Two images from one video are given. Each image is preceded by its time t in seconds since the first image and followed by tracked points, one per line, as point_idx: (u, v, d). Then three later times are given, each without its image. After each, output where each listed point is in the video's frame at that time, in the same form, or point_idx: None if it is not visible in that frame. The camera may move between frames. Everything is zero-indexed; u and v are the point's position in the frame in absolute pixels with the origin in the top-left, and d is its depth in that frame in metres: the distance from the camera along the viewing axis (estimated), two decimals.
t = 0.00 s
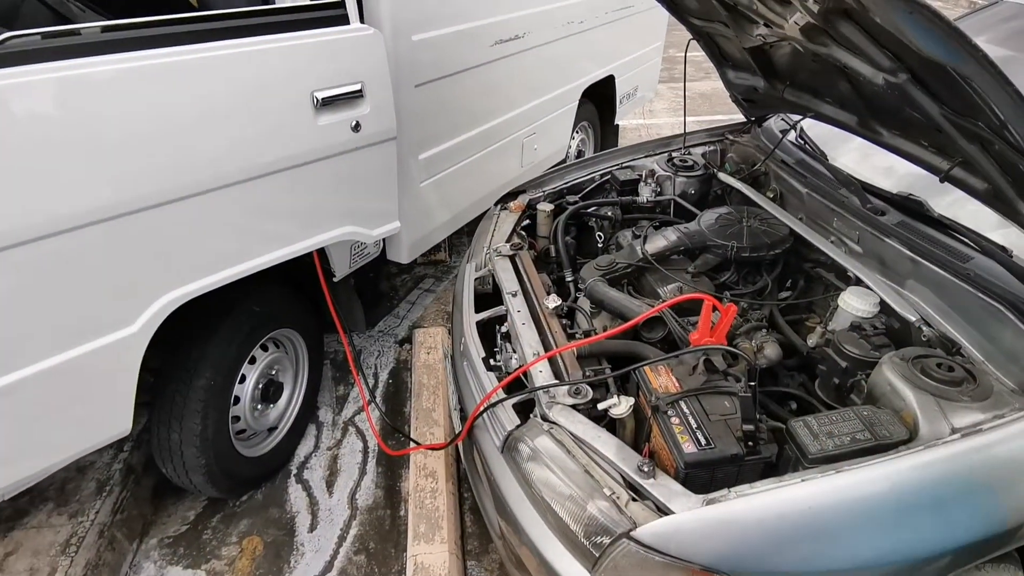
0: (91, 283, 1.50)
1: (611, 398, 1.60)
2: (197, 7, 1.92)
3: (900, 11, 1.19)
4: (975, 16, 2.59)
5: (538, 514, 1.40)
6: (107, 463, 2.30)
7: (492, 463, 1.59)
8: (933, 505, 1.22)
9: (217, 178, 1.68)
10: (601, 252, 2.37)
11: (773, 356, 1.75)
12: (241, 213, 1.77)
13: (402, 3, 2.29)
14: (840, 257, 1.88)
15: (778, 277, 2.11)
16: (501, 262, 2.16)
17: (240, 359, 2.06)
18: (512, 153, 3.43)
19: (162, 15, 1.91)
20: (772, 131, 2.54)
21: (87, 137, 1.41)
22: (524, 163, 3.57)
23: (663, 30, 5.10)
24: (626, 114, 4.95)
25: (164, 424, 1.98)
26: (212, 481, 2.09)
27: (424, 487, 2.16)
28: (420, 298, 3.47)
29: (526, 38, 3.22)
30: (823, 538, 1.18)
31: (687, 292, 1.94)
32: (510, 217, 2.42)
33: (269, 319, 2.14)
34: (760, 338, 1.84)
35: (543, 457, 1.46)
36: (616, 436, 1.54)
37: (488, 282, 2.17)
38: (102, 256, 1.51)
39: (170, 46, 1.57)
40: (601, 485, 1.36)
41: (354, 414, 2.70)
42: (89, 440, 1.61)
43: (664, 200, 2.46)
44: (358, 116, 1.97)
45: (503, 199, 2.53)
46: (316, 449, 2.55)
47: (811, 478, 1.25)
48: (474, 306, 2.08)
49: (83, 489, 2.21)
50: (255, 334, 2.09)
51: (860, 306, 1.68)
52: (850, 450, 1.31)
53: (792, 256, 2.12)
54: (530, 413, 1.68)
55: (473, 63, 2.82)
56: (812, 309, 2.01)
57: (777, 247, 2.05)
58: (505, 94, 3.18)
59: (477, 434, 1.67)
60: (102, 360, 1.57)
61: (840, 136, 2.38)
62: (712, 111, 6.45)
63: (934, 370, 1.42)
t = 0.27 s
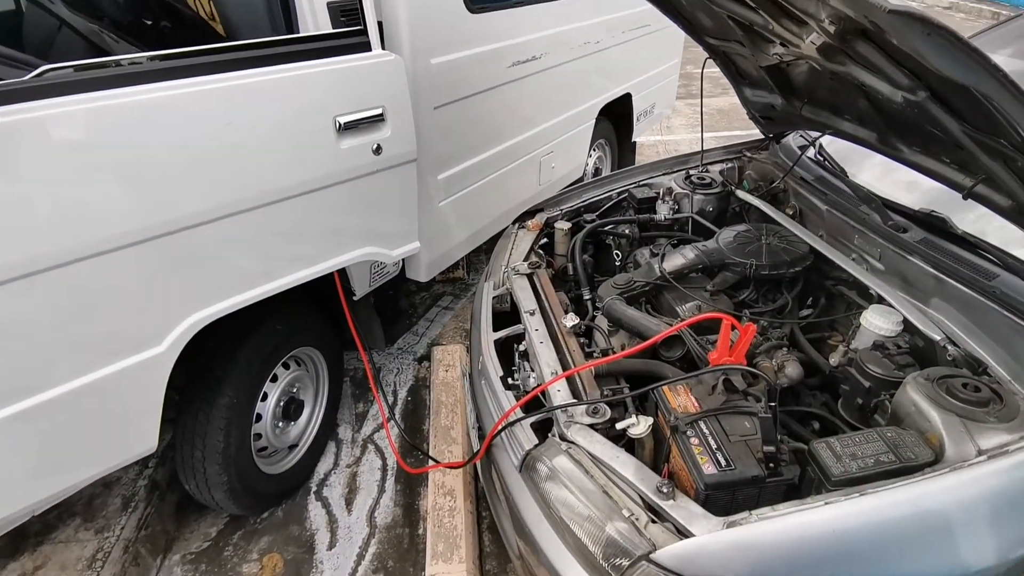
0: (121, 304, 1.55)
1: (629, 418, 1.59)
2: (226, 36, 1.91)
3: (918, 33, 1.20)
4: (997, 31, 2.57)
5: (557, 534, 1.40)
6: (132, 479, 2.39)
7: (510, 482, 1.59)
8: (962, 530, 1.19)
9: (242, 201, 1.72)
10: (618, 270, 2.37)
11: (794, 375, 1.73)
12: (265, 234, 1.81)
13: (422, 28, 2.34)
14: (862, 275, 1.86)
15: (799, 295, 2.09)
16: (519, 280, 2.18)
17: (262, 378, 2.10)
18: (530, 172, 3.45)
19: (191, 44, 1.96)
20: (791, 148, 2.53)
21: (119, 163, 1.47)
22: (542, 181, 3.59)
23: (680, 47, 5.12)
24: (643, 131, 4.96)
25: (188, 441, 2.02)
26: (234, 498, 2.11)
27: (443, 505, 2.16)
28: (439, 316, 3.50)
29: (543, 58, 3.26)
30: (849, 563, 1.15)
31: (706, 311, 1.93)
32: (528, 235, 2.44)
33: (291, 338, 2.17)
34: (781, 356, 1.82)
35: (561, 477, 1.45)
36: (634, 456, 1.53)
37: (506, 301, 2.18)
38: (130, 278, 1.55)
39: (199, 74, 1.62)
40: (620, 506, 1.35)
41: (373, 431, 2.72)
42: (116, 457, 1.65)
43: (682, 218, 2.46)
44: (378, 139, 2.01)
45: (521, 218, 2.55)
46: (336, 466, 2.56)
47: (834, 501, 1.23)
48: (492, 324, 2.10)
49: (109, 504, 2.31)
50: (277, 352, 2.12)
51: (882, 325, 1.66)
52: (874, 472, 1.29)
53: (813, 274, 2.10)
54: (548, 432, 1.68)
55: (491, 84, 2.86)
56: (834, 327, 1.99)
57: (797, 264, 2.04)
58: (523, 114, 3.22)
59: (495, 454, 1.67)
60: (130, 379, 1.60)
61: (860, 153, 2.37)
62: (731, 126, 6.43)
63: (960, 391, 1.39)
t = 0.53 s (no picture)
0: (134, 323, 1.57)
1: (639, 436, 1.58)
2: (242, 61, 1.96)
3: (921, 51, 1.21)
4: (1002, 48, 2.58)
5: (567, 554, 1.39)
6: (142, 497, 2.39)
7: (520, 501, 1.58)
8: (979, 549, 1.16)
9: (255, 220, 1.74)
10: (626, 288, 2.38)
11: (805, 393, 1.72)
12: (276, 254, 1.83)
13: (431, 51, 2.38)
14: (871, 291, 1.86)
15: (808, 312, 2.08)
16: (527, 298, 2.19)
17: (271, 396, 2.11)
18: (538, 190, 3.48)
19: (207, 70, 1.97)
20: (797, 165, 2.54)
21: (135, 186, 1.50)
22: (549, 200, 3.61)
23: (685, 67, 5.16)
24: (650, 150, 4.99)
25: (198, 460, 2.02)
26: (243, 517, 2.11)
27: (451, 525, 2.15)
28: (447, 334, 3.50)
29: (550, 79, 3.30)
30: None
31: (714, 328, 1.93)
32: (536, 253, 2.45)
33: (300, 356, 2.18)
34: (791, 374, 1.81)
35: (570, 495, 1.45)
36: (644, 475, 1.52)
37: (515, 318, 2.19)
38: (142, 298, 1.57)
39: (213, 99, 1.65)
40: (630, 526, 1.34)
41: (382, 449, 2.71)
42: (127, 476, 1.65)
43: (689, 235, 2.47)
44: (388, 159, 2.04)
45: (529, 236, 2.56)
46: (344, 485, 2.56)
47: (848, 521, 1.22)
48: (501, 342, 2.10)
49: (119, 524, 2.31)
50: (287, 371, 2.13)
51: (893, 341, 1.65)
52: (888, 491, 1.27)
53: (822, 291, 2.09)
54: (557, 451, 1.67)
55: (499, 104, 2.90)
56: (845, 345, 1.98)
57: (806, 281, 2.03)
58: (530, 134, 3.25)
59: (504, 472, 1.66)
60: (141, 398, 1.61)
61: (868, 170, 2.37)
62: (737, 144, 6.46)
63: (973, 409, 1.38)
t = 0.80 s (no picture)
0: (145, 339, 1.58)
1: (646, 452, 1.58)
2: (253, 80, 2.00)
3: (924, 70, 1.21)
4: (1006, 63, 2.59)
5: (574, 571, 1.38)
6: (150, 512, 2.43)
7: (527, 517, 1.58)
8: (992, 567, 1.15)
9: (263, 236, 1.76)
10: (633, 303, 2.38)
11: (813, 408, 1.72)
12: (285, 270, 1.85)
13: (439, 69, 2.42)
14: (878, 306, 1.85)
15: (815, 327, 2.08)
16: (534, 313, 2.19)
17: (279, 411, 2.12)
18: (544, 205, 3.50)
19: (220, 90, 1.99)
20: (803, 180, 2.54)
21: (147, 204, 1.52)
22: (556, 215, 3.63)
23: (690, 82, 5.20)
24: (656, 164, 5.01)
25: (206, 474, 2.03)
26: (250, 532, 2.11)
27: (458, 541, 2.15)
28: (454, 349, 3.51)
29: (556, 95, 3.33)
30: None
31: (721, 343, 1.93)
32: (543, 268, 2.47)
33: (308, 372, 2.19)
34: (799, 389, 1.81)
35: (577, 511, 1.44)
36: (651, 491, 1.52)
37: (521, 333, 2.20)
38: (153, 314, 1.59)
39: (224, 118, 1.68)
40: (637, 542, 1.34)
41: (388, 464, 2.71)
42: (136, 491, 1.66)
43: (695, 250, 2.47)
44: (396, 176, 2.06)
45: (535, 252, 2.58)
46: (350, 500, 2.56)
47: (857, 538, 1.21)
48: (507, 357, 2.11)
49: (127, 539, 2.34)
50: (295, 386, 2.15)
51: (901, 356, 1.65)
52: (897, 508, 1.26)
53: (829, 305, 2.09)
54: (564, 466, 1.67)
55: (506, 120, 2.93)
56: (852, 359, 1.97)
57: (813, 296, 2.03)
58: (536, 149, 3.28)
59: (511, 488, 1.66)
60: (151, 413, 1.63)
61: (873, 185, 2.37)
62: (743, 158, 6.48)
63: (981, 425, 1.37)
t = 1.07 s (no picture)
0: (154, 351, 1.60)
1: (653, 465, 1.57)
2: (263, 96, 2.01)
3: (928, 84, 1.21)
4: (1011, 75, 2.59)
5: None
6: (156, 525, 2.41)
7: (534, 531, 1.57)
8: None
9: (272, 249, 1.78)
10: (639, 315, 2.38)
11: (822, 421, 1.71)
12: (293, 282, 1.86)
13: (446, 84, 2.44)
14: (886, 318, 1.84)
15: (824, 339, 2.07)
16: (540, 325, 2.20)
17: (286, 423, 2.12)
18: (550, 218, 3.51)
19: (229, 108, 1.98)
20: (809, 192, 2.54)
21: (157, 218, 1.54)
22: (561, 227, 3.64)
23: (695, 96, 5.22)
24: (661, 177, 5.02)
25: (212, 487, 2.03)
26: (256, 545, 2.11)
27: (464, 555, 2.13)
28: (460, 361, 3.51)
29: (562, 109, 3.35)
30: None
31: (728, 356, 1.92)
32: (549, 281, 2.47)
33: (314, 384, 2.20)
34: (807, 402, 1.80)
35: (584, 525, 1.43)
36: (659, 504, 1.51)
37: (527, 346, 2.20)
38: (162, 326, 1.60)
39: (234, 134, 1.70)
40: (645, 557, 1.33)
41: (394, 478, 2.70)
42: (143, 503, 1.66)
43: (701, 262, 2.47)
44: (403, 190, 2.08)
45: (541, 264, 2.59)
46: (356, 514, 2.55)
47: (869, 552, 1.19)
48: (514, 370, 2.10)
49: (132, 552, 2.31)
50: (301, 398, 2.15)
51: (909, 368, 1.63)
52: (909, 522, 1.24)
53: (837, 318, 2.08)
54: (571, 479, 1.66)
55: (512, 134, 2.95)
56: (861, 372, 1.96)
57: (820, 308, 2.02)
58: (542, 162, 3.30)
59: (518, 501, 1.65)
60: (159, 425, 1.64)
61: (879, 197, 2.37)
62: (748, 171, 6.49)
63: (993, 437, 1.35)
